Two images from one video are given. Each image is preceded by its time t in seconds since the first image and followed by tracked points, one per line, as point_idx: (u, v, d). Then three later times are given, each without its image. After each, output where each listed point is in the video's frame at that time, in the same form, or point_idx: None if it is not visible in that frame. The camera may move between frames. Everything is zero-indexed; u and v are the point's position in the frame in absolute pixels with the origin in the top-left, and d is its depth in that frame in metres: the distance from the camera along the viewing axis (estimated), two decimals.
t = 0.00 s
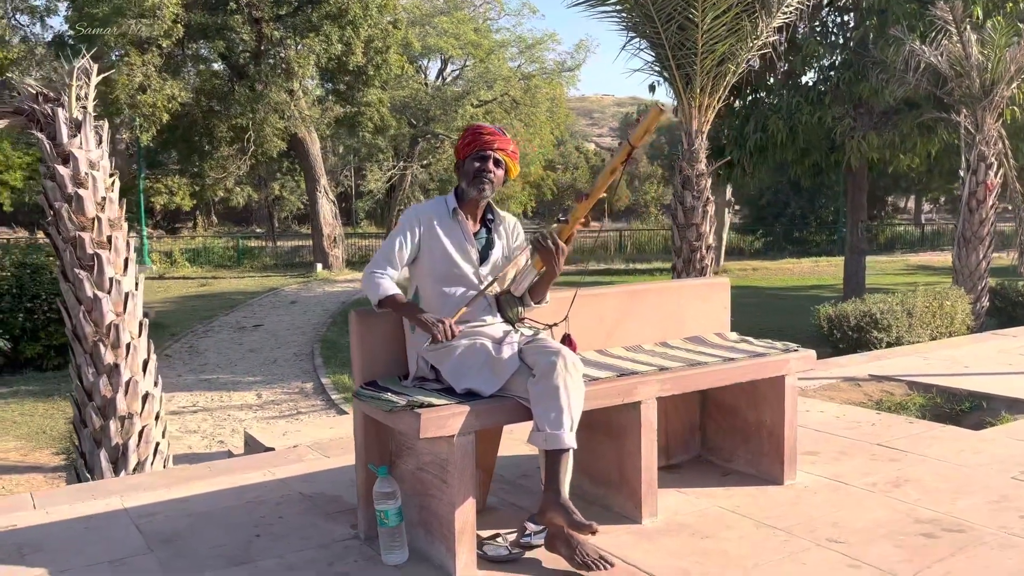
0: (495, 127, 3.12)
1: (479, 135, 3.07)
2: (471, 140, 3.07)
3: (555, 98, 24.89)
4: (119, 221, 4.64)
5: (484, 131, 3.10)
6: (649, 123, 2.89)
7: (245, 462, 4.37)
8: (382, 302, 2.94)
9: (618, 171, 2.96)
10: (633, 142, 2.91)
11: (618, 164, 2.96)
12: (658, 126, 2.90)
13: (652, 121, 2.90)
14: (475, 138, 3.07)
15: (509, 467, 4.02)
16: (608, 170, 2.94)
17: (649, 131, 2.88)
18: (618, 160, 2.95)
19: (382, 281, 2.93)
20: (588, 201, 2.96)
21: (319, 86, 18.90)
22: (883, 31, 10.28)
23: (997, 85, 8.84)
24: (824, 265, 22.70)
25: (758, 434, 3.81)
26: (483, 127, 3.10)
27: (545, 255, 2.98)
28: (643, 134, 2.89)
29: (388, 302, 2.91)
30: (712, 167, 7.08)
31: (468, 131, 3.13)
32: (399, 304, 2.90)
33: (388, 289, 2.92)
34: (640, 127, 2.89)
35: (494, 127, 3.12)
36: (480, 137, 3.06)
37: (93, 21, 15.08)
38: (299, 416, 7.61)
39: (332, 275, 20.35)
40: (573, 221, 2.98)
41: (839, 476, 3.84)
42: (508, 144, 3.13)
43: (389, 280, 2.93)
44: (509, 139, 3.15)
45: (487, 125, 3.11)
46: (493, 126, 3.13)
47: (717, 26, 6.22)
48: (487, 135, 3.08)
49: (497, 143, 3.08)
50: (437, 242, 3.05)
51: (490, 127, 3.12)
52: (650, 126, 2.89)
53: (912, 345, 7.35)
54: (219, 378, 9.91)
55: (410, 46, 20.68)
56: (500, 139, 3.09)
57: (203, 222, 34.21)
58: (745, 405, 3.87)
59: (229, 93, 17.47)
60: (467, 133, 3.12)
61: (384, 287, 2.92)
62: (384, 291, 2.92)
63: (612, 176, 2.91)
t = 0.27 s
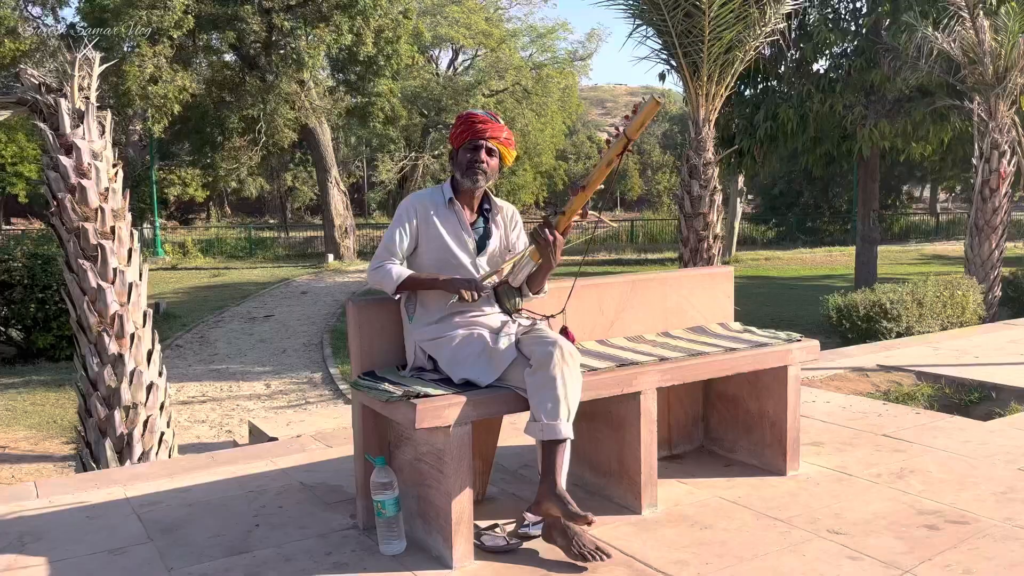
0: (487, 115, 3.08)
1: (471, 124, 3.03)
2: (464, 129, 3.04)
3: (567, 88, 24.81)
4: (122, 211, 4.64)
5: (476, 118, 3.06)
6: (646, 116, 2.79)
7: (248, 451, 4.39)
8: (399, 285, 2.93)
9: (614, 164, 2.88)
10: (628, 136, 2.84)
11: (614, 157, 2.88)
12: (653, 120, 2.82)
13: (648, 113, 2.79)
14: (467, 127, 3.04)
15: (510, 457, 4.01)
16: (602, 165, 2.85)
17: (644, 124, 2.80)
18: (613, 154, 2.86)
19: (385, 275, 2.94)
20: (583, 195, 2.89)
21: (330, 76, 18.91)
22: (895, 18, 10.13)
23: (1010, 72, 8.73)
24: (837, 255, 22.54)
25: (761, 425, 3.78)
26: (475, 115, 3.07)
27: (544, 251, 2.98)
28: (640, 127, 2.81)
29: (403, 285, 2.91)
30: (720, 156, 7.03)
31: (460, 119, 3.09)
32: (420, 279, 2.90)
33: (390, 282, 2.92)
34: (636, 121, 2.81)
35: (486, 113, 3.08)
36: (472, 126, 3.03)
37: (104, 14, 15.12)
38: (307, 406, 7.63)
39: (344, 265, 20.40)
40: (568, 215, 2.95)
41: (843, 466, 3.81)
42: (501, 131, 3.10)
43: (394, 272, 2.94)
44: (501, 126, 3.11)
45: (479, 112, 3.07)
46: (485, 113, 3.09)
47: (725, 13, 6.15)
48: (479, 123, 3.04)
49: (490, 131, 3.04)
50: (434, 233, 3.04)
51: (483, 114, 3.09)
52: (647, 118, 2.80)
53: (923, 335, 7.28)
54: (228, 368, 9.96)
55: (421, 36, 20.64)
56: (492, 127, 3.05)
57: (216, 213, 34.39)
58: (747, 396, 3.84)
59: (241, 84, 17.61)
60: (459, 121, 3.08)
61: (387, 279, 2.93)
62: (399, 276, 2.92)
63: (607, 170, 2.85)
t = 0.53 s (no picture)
0: (485, 97, 2.99)
1: (469, 107, 2.96)
2: (461, 113, 2.96)
3: (580, 74, 24.64)
4: (123, 197, 4.62)
5: (475, 101, 2.98)
6: (644, 92, 2.69)
7: (250, 439, 4.37)
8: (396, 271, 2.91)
9: (612, 143, 2.80)
10: (625, 115, 2.75)
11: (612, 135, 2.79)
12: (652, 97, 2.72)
13: (646, 89, 2.70)
14: (466, 110, 2.96)
15: (512, 445, 3.97)
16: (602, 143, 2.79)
17: (641, 102, 2.71)
18: (610, 132, 2.78)
19: (382, 263, 2.91)
20: (581, 176, 2.84)
21: (341, 64, 18.86)
22: None
23: None
24: (852, 242, 22.32)
25: (766, 414, 3.72)
26: (473, 97, 2.99)
27: (546, 236, 2.91)
28: (637, 105, 2.72)
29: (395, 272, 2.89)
30: (729, 140, 6.92)
31: (459, 102, 3.02)
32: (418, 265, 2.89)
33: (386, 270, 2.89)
34: (634, 99, 2.72)
35: (485, 96, 3.00)
36: (470, 110, 2.95)
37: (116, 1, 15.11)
38: (314, 393, 7.62)
39: (356, 253, 20.40)
40: (567, 197, 2.86)
41: (849, 456, 3.73)
42: (501, 114, 3.01)
43: (391, 261, 2.90)
44: (501, 108, 3.03)
45: (477, 95, 2.99)
46: (485, 95, 3.01)
47: None
48: (478, 107, 2.96)
49: (488, 114, 2.96)
50: (430, 218, 2.98)
51: (482, 97, 3.01)
52: (645, 95, 2.70)
53: (936, 322, 7.18)
54: (237, 355, 9.97)
55: (433, 22, 20.53)
56: (491, 110, 2.97)
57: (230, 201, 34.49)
58: (753, 383, 3.77)
59: (252, 72, 17.48)
60: (458, 104, 3.01)
61: (383, 266, 2.89)
62: (395, 262, 2.90)
63: (606, 148, 2.78)
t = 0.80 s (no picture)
0: (490, 82, 2.92)
1: (472, 91, 2.89)
2: (464, 96, 2.89)
3: (599, 62, 24.42)
4: (127, 184, 4.60)
5: (479, 86, 2.91)
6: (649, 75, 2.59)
7: (254, 428, 4.34)
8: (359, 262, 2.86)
9: (615, 129, 2.70)
10: (629, 99, 2.65)
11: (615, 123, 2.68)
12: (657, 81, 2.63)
13: (651, 73, 2.60)
14: (469, 94, 2.89)
15: (517, 437, 3.91)
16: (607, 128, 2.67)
17: (646, 85, 2.62)
18: (614, 117, 2.68)
19: (361, 246, 2.84)
20: (583, 162, 2.71)
21: (358, 52, 18.81)
22: None
23: None
24: (874, 231, 22.01)
25: (776, 407, 3.62)
26: (477, 82, 2.91)
27: (544, 227, 2.80)
28: (642, 89, 2.63)
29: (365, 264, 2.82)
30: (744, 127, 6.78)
31: (463, 85, 2.95)
32: (379, 270, 2.80)
33: (362, 256, 2.83)
34: (639, 82, 2.62)
35: (490, 81, 2.93)
36: (474, 93, 2.88)
37: None
38: (325, 382, 7.60)
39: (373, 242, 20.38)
40: (569, 182, 2.75)
41: (862, 450, 3.64)
42: (505, 101, 2.94)
43: (370, 246, 2.84)
44: (507, 95, 2.95)
45: (482, 80, 2.92)
46: (489, 81, 2.94)
47: None
48: (481, 90, 2.89)
49: (492, 99, 2.89)
50: (427, 204, 2.91)
51: (487, 82, 2.93)
52: (649, 78, 2.60)
53: (956, 312, 7.03)
54: (251, 344, 9.98)
55: (450, 10, 20.40)
56: (495, 94, 2.90)
57: (250, 190, 34.63)
58: (762, 375, 3.68)
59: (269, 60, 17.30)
60: (461, 86, 2.94)
61: (356, 253, 2.84)
62: (364, 252, 2.84)
63: (610, 134, 2.67)
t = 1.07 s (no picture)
0: (489, 76, 2.86)
1: (471, 86, 2.83)
2: (462, 91, 2.84)
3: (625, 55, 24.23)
4: (140, 180, 4.61)
5: (478, 80, 2.85)
6: (654, 75, 2.51)
7: (264, 425, 4.33)
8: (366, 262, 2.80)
9: (620, 129, 2.60)
10: (634, 99, 2.56)
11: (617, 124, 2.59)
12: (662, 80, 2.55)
13: (658, 71, 2.51)
14: (468, 89, 2.83)
15: (526, 437, 3.86)
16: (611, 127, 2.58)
17: (652, 83, 2.53)
18: (619, 117, 2.58)
19: (363, 247, 2.80)
20: (587, 160, 2.64)
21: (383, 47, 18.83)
22: None
23: None
24: (905, 225, 21.62)
25: (789, 409, 3.54)
26: (476, 75, 2.85)
27: (546, 227, 2.74)
28: (648, 88, 2.54)
29: (373, 265, 2.76)
30: (765, 121, 6.65)
31: (461, 79, 2.89)
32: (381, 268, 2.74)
33: (367, 257, 2.79)
34: (645, 81, 2.54)
35: (489, 75, 2.87)
36: (473, 88, 2.82)
37: None
38: (343, 377, 7.61)
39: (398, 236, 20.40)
40: (573, 181, 2.67)
41: (878, 454, 3.54)
42: (506, 94, 2.88)
43: (373, 246, 2.80)
44: (507, 88, 2.90)
45: (481, 74, 2.85)
46: (488, 74, 2.88)
47: None
48: (480, 85, 2.84)
49: (491, 93, 2.83)
50: (427, 202, 2.87)
51: (486, 75, 2.87)
52: (655, 77, 2.52)
53: (984, 310, 6.85)
54: (271, 338, 10.02)
55: (475, 3, 20.33)
56: (494, 89, 2.84)
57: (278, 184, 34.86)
58: (776, 376, 3.60)
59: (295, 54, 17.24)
60: (460, 81, 2.88)
61: (360, 253, 2.79)
62: (370, 252, 2.79)
63: (616, 133, 2.57)
